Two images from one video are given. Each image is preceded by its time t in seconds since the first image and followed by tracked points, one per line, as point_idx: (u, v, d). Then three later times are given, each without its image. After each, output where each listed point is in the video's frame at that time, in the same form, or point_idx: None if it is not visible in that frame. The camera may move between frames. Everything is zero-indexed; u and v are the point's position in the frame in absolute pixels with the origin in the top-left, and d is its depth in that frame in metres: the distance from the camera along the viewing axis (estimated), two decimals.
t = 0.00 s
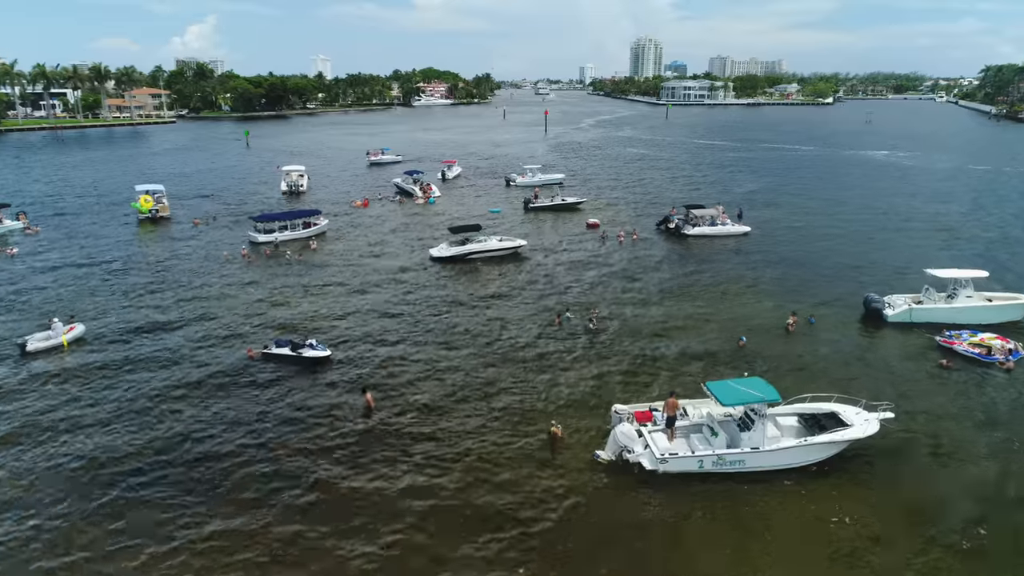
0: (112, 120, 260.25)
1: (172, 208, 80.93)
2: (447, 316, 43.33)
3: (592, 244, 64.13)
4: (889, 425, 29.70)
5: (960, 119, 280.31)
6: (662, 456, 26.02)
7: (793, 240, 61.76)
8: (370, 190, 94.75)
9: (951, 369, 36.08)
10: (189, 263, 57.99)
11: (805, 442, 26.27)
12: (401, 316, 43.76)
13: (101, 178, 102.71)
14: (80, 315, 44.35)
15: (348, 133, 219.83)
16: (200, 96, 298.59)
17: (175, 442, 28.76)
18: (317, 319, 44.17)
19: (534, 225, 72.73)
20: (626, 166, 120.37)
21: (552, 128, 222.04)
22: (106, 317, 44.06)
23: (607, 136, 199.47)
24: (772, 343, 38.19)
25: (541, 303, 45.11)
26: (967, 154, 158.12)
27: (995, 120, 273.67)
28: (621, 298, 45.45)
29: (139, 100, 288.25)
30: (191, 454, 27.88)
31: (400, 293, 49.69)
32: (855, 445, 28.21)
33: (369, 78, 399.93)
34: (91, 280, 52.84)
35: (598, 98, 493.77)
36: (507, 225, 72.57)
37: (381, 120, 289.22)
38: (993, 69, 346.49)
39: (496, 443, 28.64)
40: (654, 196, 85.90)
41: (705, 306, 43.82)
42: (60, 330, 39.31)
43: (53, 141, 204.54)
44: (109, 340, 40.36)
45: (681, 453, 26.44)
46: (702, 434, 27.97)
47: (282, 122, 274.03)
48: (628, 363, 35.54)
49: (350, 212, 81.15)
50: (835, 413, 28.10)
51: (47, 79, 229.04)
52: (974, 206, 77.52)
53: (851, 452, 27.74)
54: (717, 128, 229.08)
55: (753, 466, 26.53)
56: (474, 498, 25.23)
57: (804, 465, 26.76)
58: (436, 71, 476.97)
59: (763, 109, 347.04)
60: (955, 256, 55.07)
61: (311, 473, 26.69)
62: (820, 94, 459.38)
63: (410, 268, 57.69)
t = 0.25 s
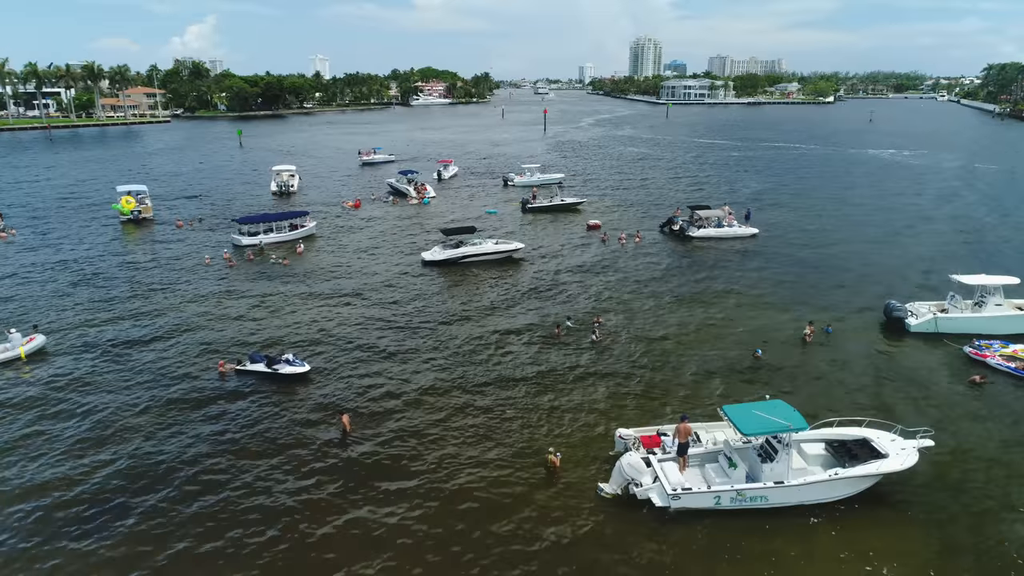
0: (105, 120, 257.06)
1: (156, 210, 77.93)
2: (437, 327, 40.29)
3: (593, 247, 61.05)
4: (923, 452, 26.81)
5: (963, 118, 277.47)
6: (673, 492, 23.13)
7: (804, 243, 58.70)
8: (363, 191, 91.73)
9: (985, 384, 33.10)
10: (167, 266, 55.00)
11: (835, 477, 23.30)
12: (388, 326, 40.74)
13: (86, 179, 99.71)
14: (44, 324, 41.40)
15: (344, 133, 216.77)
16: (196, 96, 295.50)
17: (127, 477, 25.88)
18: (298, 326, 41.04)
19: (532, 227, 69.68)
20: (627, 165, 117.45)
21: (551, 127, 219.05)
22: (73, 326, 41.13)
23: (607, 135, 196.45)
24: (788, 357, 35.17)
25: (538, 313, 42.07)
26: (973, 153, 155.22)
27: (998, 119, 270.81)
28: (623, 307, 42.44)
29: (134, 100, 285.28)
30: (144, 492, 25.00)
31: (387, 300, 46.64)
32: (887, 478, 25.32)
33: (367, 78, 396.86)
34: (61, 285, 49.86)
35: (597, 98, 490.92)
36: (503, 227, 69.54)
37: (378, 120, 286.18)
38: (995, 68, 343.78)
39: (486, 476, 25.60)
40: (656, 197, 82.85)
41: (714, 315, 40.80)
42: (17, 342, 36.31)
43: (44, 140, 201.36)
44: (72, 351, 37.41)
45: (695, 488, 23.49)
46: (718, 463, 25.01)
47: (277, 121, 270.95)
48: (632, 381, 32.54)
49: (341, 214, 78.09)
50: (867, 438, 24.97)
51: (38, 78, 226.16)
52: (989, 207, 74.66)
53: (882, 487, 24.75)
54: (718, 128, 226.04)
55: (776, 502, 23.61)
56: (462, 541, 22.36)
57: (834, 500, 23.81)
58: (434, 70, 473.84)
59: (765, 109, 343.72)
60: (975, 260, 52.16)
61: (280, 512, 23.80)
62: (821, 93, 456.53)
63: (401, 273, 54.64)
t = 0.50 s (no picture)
0: (102, 120, 254.72)
1: (143, 211, 75.49)
2: (429, 338, 37.65)
3: (594, 249, 58.47)
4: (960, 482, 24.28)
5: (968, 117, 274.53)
6: (686, 530, 20.52)
7: (815, 246, 56.09)
8: (358, 192, 89.24)
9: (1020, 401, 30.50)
10: (149, 270, 52.58)
11: (868, 513, 20.76)
12: (376, 337, 38.10)
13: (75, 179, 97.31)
14: (12, 333, 39.00)
15: (342, 133, 214.40)
16: (194, 95, 293.10)
17: (74, 512, 23.35)
18: (280, 336, 38.46)
19: (532, 229, 67.14)
20: (629, 165, 114.83)
21: (552, 127, 216.54)
22: (43, 336, 38.73)
23: (609, 134, 193.75)
24: (805, 371, 32.58)
25: (536, 322, 39.46)
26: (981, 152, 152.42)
27: (1004, 118, 267.96)
28: (628, 316, 39.82)
29: (132, 100, 283.16)
30: (90, 533, 22.45)
31: (376, 306, 44.03)
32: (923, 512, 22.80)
33: (367, 78, 394.50)
34: (36, 290, 47.47)
35: (598, 98, 488.31)
36: (501, 228, 67.01)
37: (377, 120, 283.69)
38: (999, 67, 340.75)
39: (476, 516, 22.87)
40: (660, 197, 80.28)
41: (725, 325, 38.18)
42: None
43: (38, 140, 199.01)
44: (39, 363, 35.00)
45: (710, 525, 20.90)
46: (735, 495, 22.44)
47: (276, 121, 268.57)
48: (638, 401, 29.91)
49: (334, 215, 75.57)
50: (901, 468, 22.45)
51: (34, 77, 224.08)
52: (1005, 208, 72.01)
53: (917, 523, 22.21)
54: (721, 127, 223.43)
55: (801, 541, 21.06)
56: None
57: (866, 539, 21.25)
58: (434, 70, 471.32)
59: (768, 108, 340.89)
60: (997, 263, 49.54)
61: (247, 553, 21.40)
62: (823, 92, 453.61)
63: (393, 277, 52.04)
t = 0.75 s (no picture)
0: (98, 119, 252.29)
1: (128, 213, 72.90)
2: (417, 351, 34.86)
3: (595, 252, 55.64)
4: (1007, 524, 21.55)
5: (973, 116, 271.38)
6: None
7: (827, 251, 53.25)
8: (351, 192, 86.49)
9: None
10: (127, 276, 49.98)
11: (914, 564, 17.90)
12: (360, 350, 35.31)
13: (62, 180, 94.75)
14: None
15: (339, 132, 211.76)
16: (192, 95, 290.58)
17: (11, 562, 20.77)
18: (257, 348, 35.68)
19: (530, 231, 64.34)
20: (631, 164, 112.04)
21: (552, 126, 213.77)
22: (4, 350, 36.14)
23: (610, 133, 190.95)
24: (826, 391, 29.79)
25: (533, 334, 36.66)
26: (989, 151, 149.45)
27: (1010, 117, 264.90)
28: (632, 327, 37.02)
29: (128, 99, 280.61)
30: None
31: (362, 314, 41.24)
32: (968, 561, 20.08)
33: (366, 77, 391.81)
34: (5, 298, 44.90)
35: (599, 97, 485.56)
36: (498, 231, 64.21)
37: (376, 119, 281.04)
38: (1004, 65, 337.63)
39: (462, 568, 20.10)
40: (663, 198, 77.45)
41: (736, 337, 35.39)
42: None
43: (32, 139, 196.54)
44: None
45: None
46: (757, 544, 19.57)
47: (274, 120, 266.00)
48: (645, 427, 27.15)
49: (325, 217, 72.80)
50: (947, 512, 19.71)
51: (27, 76, 221.52)
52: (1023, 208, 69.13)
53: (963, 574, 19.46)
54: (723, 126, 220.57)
55: None
56: None
57: None
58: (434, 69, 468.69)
59: (770, 107, 337.89)
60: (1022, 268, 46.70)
61: None
62: (826, 91, 450.54)
63: (382, 282, 49.26)
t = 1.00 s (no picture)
0: (98, 119, 250.55)
1: (115, 215, 70.64)
2: (409, 366, 32.45)
3: (599, 256, 53.19)
4: None
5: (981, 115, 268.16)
6: None
7: (842, 256, 50.71)
8: (347, 193, 84.15)
9: None
10: (107, 282, 47.67)
11: None
12: (348, 364, 32.89)
13: (53, 180, 92.60)
14: None
15: (339, 132, 209.61)
16: (192, 94, 288.87)
17: None
18: (238, 363, 33.30)
19: (530, 233, 61.89)
20: (635, 164, 109.58)
21: (554, 125, 211.40)
22: None
23: (613, 133, 188.55)
24: (854, 412, 27.32)
25: (533, 346, 34.22)
26: (1000, 151, 146.57)
27: (1018, 117, 261.62)
28: (639, 338, 34.55)
29: (127, 98, 278.78)
30: None
31: (352, 324, 38.81)
32: None
33: (368, 77, 389.74)
34: None
35: (602, 97, 483.43)
36: (497, 234, 61.76)
37: (378, 119, 278.89)
38: (1011, 66, 334.44)
39: None
40: (668, 199, 74.96)
41: (752, 350, 32.93)
42: None
43: (30, 138, 194.72)
44: None
45: None
46: None
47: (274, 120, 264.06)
48: (656, 454, 24.69)
49: (319, 219, 70.42)
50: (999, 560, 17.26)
51: (24, 75, 219.68)
52: None
53: None
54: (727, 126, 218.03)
55: None
56: None
57: None
58: (436, 69, 466.63)
59: (774, 107, 335.26)
60: None
61: None
62: (830, 91, 447.43)
63: (375, 288, 46.85)
